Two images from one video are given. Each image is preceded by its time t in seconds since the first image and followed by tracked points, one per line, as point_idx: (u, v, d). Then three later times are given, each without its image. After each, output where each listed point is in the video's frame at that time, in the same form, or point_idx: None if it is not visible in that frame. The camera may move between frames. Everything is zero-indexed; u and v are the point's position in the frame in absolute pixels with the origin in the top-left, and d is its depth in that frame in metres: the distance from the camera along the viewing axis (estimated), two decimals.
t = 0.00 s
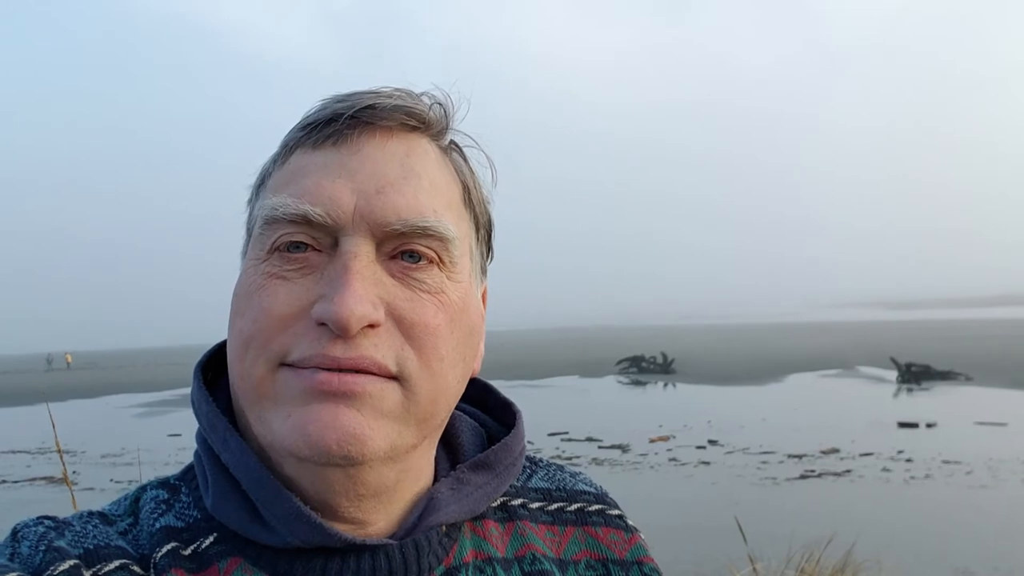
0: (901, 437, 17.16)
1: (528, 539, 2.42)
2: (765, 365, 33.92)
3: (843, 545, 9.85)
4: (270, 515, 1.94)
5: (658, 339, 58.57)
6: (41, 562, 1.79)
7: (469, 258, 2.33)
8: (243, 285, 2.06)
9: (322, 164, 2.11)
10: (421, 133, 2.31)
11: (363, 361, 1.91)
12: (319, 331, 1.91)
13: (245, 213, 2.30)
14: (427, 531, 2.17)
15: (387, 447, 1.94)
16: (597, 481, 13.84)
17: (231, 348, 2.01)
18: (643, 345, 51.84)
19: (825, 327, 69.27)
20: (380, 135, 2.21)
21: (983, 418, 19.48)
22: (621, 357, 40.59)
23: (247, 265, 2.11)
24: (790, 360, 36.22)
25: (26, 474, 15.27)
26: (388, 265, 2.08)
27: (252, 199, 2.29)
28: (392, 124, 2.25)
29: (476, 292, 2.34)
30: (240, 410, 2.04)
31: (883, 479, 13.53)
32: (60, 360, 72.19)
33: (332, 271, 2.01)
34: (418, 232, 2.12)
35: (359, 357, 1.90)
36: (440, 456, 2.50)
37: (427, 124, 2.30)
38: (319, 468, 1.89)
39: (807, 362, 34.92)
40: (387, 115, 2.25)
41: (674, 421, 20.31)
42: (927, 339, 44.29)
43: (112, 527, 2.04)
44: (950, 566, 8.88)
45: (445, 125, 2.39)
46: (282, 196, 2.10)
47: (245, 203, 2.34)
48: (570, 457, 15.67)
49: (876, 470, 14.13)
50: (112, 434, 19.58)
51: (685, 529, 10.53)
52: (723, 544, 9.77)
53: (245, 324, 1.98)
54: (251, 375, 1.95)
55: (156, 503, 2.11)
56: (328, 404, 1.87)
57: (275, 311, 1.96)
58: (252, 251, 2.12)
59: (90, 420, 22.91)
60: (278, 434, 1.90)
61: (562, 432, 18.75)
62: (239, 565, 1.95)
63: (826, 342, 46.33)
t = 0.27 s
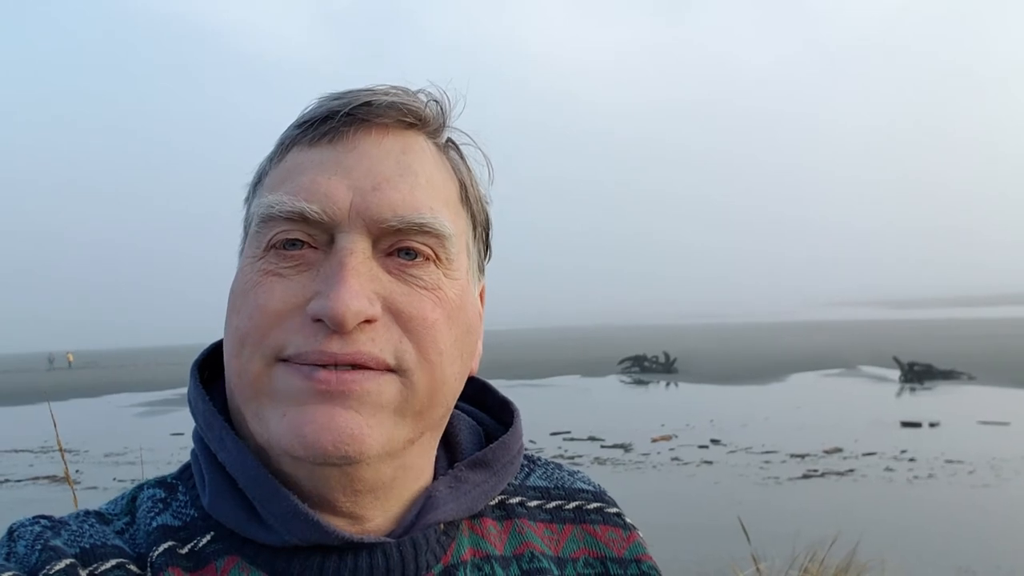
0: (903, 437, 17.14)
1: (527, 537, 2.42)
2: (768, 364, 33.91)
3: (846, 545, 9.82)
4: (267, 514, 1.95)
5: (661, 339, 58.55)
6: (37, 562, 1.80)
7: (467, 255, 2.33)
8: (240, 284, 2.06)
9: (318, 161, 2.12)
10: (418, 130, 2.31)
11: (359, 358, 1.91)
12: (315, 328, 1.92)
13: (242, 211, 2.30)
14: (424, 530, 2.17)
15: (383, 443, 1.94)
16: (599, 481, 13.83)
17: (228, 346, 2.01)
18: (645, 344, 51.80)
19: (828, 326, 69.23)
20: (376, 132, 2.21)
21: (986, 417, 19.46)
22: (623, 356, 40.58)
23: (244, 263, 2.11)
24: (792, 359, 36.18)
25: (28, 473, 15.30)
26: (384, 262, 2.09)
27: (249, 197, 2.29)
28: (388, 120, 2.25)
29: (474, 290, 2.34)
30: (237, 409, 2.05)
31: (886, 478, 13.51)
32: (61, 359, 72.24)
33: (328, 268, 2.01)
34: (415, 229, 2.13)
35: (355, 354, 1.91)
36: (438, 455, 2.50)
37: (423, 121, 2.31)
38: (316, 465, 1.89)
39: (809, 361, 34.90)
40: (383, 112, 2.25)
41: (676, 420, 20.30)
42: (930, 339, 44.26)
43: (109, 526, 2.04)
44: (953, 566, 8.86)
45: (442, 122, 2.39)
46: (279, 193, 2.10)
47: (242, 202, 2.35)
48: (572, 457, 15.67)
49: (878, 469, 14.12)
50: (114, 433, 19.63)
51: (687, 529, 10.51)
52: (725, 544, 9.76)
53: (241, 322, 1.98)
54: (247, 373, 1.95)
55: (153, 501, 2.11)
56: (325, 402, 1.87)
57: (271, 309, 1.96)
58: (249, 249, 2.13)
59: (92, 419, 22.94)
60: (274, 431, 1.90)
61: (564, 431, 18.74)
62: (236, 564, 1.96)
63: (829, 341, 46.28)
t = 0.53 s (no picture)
0: (906, 435, 17.12)
1: (526, 539, 2.42)
2: (769, 363, 33.88)
3: (850, 544, 9.80)
4: (267, 516, 1.94)
5: (663, 337, 58.56)
6: (37, 564, 1.80)
7: (466, 258, 2.33)
8: (240, 286, 2.06)
9: (319, 163, 2.11)
10: (418, 131, 2.31)
11: (360, 361, 1.91)
12: (316, 331, 1.91)
13: (242, 214, 2.30)
14: (425, 531, 2.17)
15: (384, 446, 1.94)
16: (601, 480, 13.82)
17: (228, 349, 2.01)
18: (647, 343, 51.75)
19: (830, 325, 69.17)
20: (377, 134, 2.21)
21: (988, 416, 19.45)
22: (625, 355, 40.58)
23: (244, 265, 2.11)
24: (794, 358, 36.18)
25: (31, 473, 15.30)
26: (385, 264, 2.08)
27: (249, 200, 2.28)
28: (388, 122, 2.25)
29: (474, 292, 2.34)
30: (237, 411, 2.04)
31: (889, 477, 13.50)
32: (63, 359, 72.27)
33: (329, 270, 2.01)
34: (416, 231, 2.12)
35: (356, 357, 1.90)
36: (438, 457, 2.50)
37: (423, 122, 2.30)
38: (317, 468, 1.89)
39: (811, 360, 34.87)
40: (384, 114, 2.25)
41: (678, 419, 20.28)
42: (933, 337, 44.22)
43: (109, 529, 2.04)
44: (957, 565, 8.84)
45: (442, 124, 2.39)
46: (279, 195, 2.10)
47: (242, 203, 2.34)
48: (574, 456, 15.66)
49: (881, 468, 14.11)
50: (116, 432, 19.65)
51: (691, 528, 10.49)
52: (728, 543, 9.75)
53: (242, 326, 1.98)
54: (248, 376, 1.95)
55: (152, 504, 2.11)
56: (327, 406, 1.87)
57: (272, 312, 1.96)
58: (249, 251, 2.12)
59: (94, 418, 22.94)
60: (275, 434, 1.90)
61: (566, 430, 18.74)
62: (237, 566, 1.96)
63: (831, 339, 46.24)
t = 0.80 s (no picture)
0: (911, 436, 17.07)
1: (527, 539, 2.41)
2: (775, 364, 33.80)
3: (855, 546, 9.76)
4: (267, 516, 1.95)
5: (668, 339, 58.49)
6: (37, 563, 1.80)
7: (467, 256, 2.33)
8: (241, 285, 2.06)
9: (319, 162, 2.12)
10: (419, 130, 2.31)
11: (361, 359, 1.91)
12: (317, 329, 1.91)
13: (243, 213, 2.30)
14: (425, 531, 2.17)
15: (385, 446, 1.94)
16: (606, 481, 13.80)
17: (231, 348, 2.01)
18: (652, 344, 51.68)
19: (836, 326, 68.94)
20: (378, 132, 2.21)
21: (995, 416, 19.37)
22: (630, 356, 40.55)
23: (246, 264, 2.11)
24: (799, 358, 36.11)
25: (37, 475, 15.35)
26: (386, 263, 2.08)
27: (250, 200, 2.29)
28: (389, 121, 2.25)
29: (475, 292, 2.33)
30: (238, 410, 2.05)
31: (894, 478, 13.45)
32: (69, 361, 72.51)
33: (330, 269, 2.01)
34: (416, 229, 2.12)
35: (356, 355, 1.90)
36: (438, 457, 2.50)
37: (424, 122, 2.30)
38: (317, 467, 1.89)
39: (816, 360, 34.79)
40: (384, 113, 2.25)
41: (683, 421, 20.24)
42: (939, 338, 44.07)
43: (109, 528, 2.04)
44: (963, 567, 8.80)
45: (442, 123, 2.39)
46: (281, 194, 2.10)
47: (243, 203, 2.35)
48: (578, 457, 15.64)
49: (886, 469, 14.06)
50: (122, 434, 19.70)
51: (696, 530, 10.46)
52: (733, 544, 9.73)
53: (243, 325, 1.98)
54: (250, 376, 1.95)
55: (153, 503, 2.12)
56: (327, 405, 1.87)
57: (273, 311, 1.96)
58: (250, 250, 2.13)
59: (100, 420, 23.01)
60: (276, 435, 1.90)
61: (570, 431, 18.73)
62: (236, 565, 1.96)
63: (837, 340, 46.08)
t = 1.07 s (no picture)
0: (914, 435, 17.03)
1: (529, 539, 2.41)
2: (777, 363, 33.77)
3: (858, 545, 9.74)
4: (267, 515, 1.94)
5: (670, 338, 58.43)
6: (36, 562, 1.80)
7: (467, 255, 2.32)
8: (240, 285, 2.05)
9: (318, 160, 2.11)
10: (418, 129, 2.30)
11: (360, 359, 1.90)
12: (316, 329, 1.91)
13: (242, 212, 2.29)
14: (426, 531, 2.16)
15: (384, 446, 1.93)
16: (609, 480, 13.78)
17: (229, 348, 2.00)
18: (654, 343, 51.66)
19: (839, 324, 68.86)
20: (377, 131, 2.21)
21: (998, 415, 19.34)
22: (632, 356, 40.50)
23: (244, 264, 2.10)
24: (801, 357, 36.05)
25: (39, 475, 15.36)
26: (385, 262, 2.08)
27: (249, 199, 2.28)
28: (389, 120, 2.24)
29: (475, 291, 2.33)
30: (238, 410, 2.04)
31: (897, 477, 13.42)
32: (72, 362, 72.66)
33: (328, 268, 2.00)
34: (415, 228, 2.12)
35: (355, 355, 1.89)
36: (440, 457, 2.49)
37: (424, 120, 2.30)
38: (315, 467, 1.88)
39: (819, 359, 34.75)
40: (384, 111, 2.24)
41: (685, 419, 20.23)
42: (942, 336, 44.00)
43: (109, 527, 2.04)
44: (966, 566, 8.78)
45: (442, 121, 2.38)
46: (279, 192, 2.09)
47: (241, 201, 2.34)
48: (581, 456, 15.63)
49: (889, 468, 14.03)
50: (124, 434, 19.73)
51: (699, 529, 10.44)
52: (735, 543, 9.71)
53: (242, 325, 1.98)
54: (249, 376, 1.95)
55: (153, 503, 2.11)
56: (326, 405, 1.86)
57: (272, 311, 1.95)
58: (249, 249, 2.12)
59: (102, 420, 23.02)
60: (276, 435, 1.90)
61: (573, 430, 18.72)
62: (237, 565, 1.95)
63: (839, 339, 46.01)
